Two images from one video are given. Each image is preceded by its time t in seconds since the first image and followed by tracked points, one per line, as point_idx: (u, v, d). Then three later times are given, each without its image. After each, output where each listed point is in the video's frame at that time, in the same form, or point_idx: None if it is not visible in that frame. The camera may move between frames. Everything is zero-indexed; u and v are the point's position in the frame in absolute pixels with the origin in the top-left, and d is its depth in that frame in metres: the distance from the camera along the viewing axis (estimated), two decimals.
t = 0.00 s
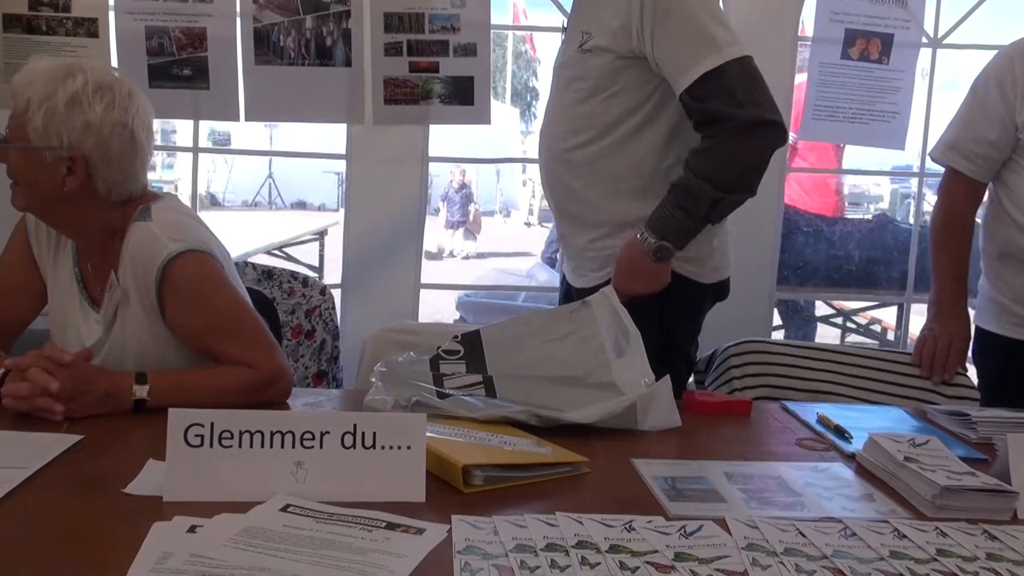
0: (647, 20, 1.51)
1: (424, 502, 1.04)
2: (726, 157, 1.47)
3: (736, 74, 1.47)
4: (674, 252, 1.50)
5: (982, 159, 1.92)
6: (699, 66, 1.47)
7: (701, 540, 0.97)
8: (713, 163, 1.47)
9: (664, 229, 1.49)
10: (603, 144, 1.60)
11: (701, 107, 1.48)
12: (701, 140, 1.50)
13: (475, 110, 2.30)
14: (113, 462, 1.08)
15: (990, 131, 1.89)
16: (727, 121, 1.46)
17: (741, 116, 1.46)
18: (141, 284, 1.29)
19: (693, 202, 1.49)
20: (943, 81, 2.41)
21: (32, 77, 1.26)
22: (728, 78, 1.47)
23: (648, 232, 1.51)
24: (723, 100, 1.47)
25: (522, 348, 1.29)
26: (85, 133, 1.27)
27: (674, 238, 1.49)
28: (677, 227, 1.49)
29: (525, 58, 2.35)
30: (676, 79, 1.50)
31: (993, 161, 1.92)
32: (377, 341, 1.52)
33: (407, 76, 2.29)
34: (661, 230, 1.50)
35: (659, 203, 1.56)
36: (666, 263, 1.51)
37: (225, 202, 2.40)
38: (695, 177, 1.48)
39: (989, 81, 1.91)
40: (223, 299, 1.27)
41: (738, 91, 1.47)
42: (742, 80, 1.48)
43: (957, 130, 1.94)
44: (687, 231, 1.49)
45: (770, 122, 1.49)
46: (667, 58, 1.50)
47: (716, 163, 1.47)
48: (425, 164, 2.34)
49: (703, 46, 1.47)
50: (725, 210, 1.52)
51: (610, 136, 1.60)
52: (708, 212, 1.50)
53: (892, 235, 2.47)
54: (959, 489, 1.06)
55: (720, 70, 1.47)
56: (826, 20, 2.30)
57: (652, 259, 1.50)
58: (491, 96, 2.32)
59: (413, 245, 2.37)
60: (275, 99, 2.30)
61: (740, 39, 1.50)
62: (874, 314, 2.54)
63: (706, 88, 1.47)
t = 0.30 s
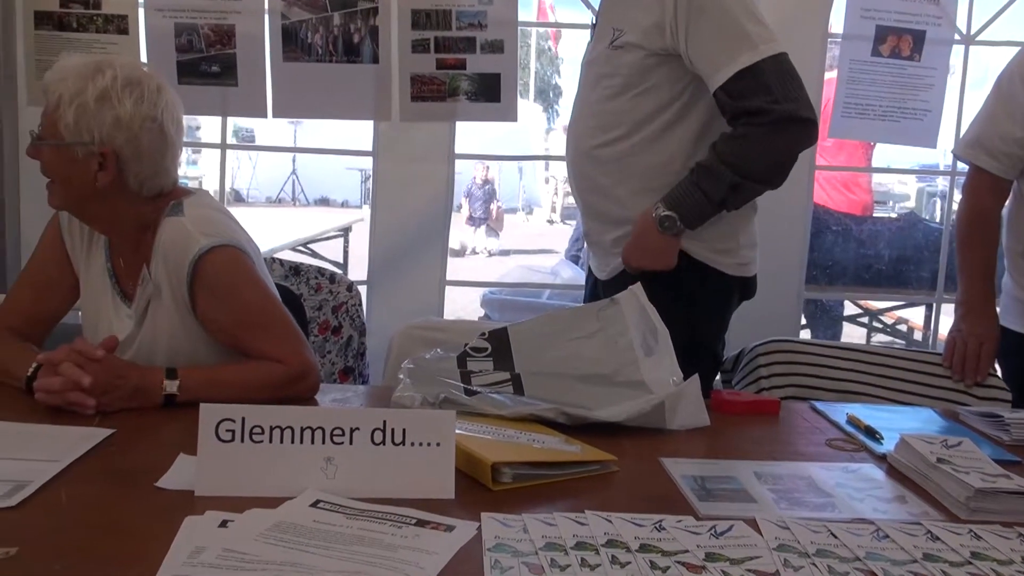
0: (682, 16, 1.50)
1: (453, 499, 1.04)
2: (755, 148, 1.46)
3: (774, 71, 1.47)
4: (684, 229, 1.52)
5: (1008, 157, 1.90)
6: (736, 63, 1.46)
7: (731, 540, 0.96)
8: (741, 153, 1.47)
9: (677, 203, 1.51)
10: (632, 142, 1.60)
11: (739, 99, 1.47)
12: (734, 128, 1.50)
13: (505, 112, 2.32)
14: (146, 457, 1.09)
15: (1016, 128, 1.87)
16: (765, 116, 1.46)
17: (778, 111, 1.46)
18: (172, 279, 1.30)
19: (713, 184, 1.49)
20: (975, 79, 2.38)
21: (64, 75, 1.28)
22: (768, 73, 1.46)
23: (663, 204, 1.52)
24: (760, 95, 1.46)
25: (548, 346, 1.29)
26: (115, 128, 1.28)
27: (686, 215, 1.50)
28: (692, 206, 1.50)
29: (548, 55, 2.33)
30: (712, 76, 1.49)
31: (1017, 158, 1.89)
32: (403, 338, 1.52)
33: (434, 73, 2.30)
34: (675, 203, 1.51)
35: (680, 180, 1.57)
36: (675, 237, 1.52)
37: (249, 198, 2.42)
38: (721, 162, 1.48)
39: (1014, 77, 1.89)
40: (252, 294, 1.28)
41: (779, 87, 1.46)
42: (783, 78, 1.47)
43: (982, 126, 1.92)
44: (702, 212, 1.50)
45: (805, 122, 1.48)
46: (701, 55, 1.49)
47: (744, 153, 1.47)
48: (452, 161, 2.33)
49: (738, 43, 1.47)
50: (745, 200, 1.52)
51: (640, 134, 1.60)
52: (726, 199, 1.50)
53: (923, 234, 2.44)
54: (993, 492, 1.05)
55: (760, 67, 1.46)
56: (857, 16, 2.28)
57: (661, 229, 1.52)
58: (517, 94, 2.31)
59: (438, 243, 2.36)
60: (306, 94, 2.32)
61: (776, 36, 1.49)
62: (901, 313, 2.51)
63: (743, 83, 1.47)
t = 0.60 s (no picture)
0: (716, 14, 1.49)
1: (482, 498, 1.04)
2: (781, 141, 1.47)
3: (809, 69, 1.46)
4: (699, 207, 1.53)
5: None
6: (769, 61, 1.46)
7: (761, 542, 0.96)
8: (766, 144, 1.47)
9: (697, 182, 1.52)
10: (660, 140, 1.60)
11: (772, 93, 1.47)
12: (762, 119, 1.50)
13: (529, 108, 2.30)
14: (176, 453, 1.10)
15: None
16: (794, 112, 1.47)
17: (808, 110, 1.46)
18: (200, 278, 1.31)
19: (734, 169, 1.49)
20: (1005, 77, 2.35)
21: (95, 73, 1.29)
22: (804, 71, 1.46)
23: (683, 180, 1.54)
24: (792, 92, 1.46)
25: (575, 345, 1.28)
26: (145, 127, 1.29)
27: (704, 195, 1.51)
28: (710, 186, 1.51)
29: (570, 53, 2.32)
30: (743, 76, 1.49)
31: None
32: (428, 337, 1.53)
33: (459, 71, 2.30)
34: (695, 181, 1.52)
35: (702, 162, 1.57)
36: (689, 213, 1.53)
37: (271, 195, 2.43)
38: (745, 149, 1.49)
39: None
40: (278, 293, 1.28)
41: (812, 86, 1.47)
42: (818, 78, 1.47)
43: (1001, 125, 1.92)
44: (719, 195, 1.51)
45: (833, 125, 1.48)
46: (734, 52, 1.48)
47: (769, 144, 1.47)
48: (477, 160, 2.32)
49: (772, 42, 1.46)
50: (763, 191, 1.52)
51: (671, 132, 1.60)
52: (745, 187, 1.50)
53: (950, 234, 2.42)
54: None
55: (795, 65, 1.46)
56: (886, 13, 2.26)
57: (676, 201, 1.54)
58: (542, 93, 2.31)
59: (462, 241, 2.36)
60: (333, 92, 2.33)
61: (809, 36, 1.48)
62: (927, 313, 2.49)
63: (776, 79, 1.47)
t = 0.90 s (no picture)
0: (745, 10, 1.49)
1: (506, 499, 1.04)
2: (818, 129, 1.46)
3: (846, 59, 1.45)
4: (733, 191, 1.52)
5: None
6: (802, 54, 1.45)
7: (787, 544, 0.95)
8: (802, 131, 1.46)
9: (732, 167, 1.51)
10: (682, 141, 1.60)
11: (806, 83, 1.46)
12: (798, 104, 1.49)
13: (548, 109, 2.30)
14: (200, 453, 1.10)
15: None
16: (831, 100, 1.45)
17: (845, 96, 1.45)
18: (222, 278, 1.31)
19: (770, 155, 1.48)
20: None
21: (119, 75, 1.30)
22: (842, 59, 1.45)
23: (718, 163, 1.53)
24: (830, 79, 1.45)
25: (595, 346, 1.29)
26: (169, 129, 1.29)
27: (738, 179, 1.51)
28: (746, 171, 1.50)
29: (586, 52, 2.31)
30: (778, 70, 1.48)
31: None
32: (448, 338, 1.53)
33: (479, 72, 2.30)
34: (730, 166, 1.51)
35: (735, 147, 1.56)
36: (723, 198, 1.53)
37: (288, 195, 2.44)
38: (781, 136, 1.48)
39: None
40: (299, 292, 1.29)
41: (850, 73, 1.45)
42: (856, 65, 1.46)
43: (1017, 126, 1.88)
44: (754, 180, 1.50)
45: (871, 113, 1.47)
46: (765, 48, 1.48)
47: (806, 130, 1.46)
48: (497, 160, 2.32)
49: (798, 41, 1.45)
50: (798, 177, 1.51)
51: (695, 131, 1.59)
52: (780, 172, 1.49)
53: (973, 235, 2.40)
54: None
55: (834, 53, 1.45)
56: (908, 12, 2.25)
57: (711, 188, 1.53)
58: (563, 93, 2.30)
59: (480, 242, 2.37)
60: (351, 93, 2.33)
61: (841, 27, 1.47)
62: (948, 314, 2.48)
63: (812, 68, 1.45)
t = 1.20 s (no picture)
0: (775, 10, 1.49)
1: (535, 501, 1.03)
2: (842, 150, 1.45)
3: (870, 69, 1.44)
4: (767, 228, 1.52)
5: None
6: (827, 61, 1.44)
7: (820, 548, 0.94)
8: (827, 157, 1.46)
9: (762, 204, 1.51)
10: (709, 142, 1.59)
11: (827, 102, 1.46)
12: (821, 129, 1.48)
13: (573, 110, 2.30)
14: (230, 453, 1.11)
15: None
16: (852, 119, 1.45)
17: (868, 115, 1.44)
18: (251, 279, 1.31)
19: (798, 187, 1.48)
20: None
21: (151, 78, 1.31)
22: (863, 72, 1.44)
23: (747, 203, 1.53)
24: (851, 98, 1.45)
25: (621, 348, 1.28)
26: (198, 132, 1.30)
27: (769, 215, 1.51)
28: (777, 207, 1.50)
29: (607, 53, 2.29)
30: (805, 75, 1.48)
31: None
32: (474, 339, 1.53)
33: (504, 73, 2.29)
34: (760, 203, 1.51)
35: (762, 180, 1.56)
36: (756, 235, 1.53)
37: (311, 197, 2.45)
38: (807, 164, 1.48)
39: None
40: (327, 292, 1.29)
41: (871, 89, 1.44)
42: (877, 78, 1.44)
43: None
44: (786, 212, 1.50)
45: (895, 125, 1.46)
46: (795, 47, 1.47)
47: (830, 155, 1.46)
48: (522, 161, 2.32)
49: (829, 40, 1.44)
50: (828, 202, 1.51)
51: (724, 132, 1.58)
52: (811, 202, 1.50)
53: (1003, 236, 2.36)
54: None
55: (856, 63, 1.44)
56: (937, 11, 2.23)
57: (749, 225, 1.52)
58: (589, 93, 2.29)
59: (505, 243, 2.37)
60: (377, 93, 2.34)
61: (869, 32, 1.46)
62: (976, 317, 2.45)
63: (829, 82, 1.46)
